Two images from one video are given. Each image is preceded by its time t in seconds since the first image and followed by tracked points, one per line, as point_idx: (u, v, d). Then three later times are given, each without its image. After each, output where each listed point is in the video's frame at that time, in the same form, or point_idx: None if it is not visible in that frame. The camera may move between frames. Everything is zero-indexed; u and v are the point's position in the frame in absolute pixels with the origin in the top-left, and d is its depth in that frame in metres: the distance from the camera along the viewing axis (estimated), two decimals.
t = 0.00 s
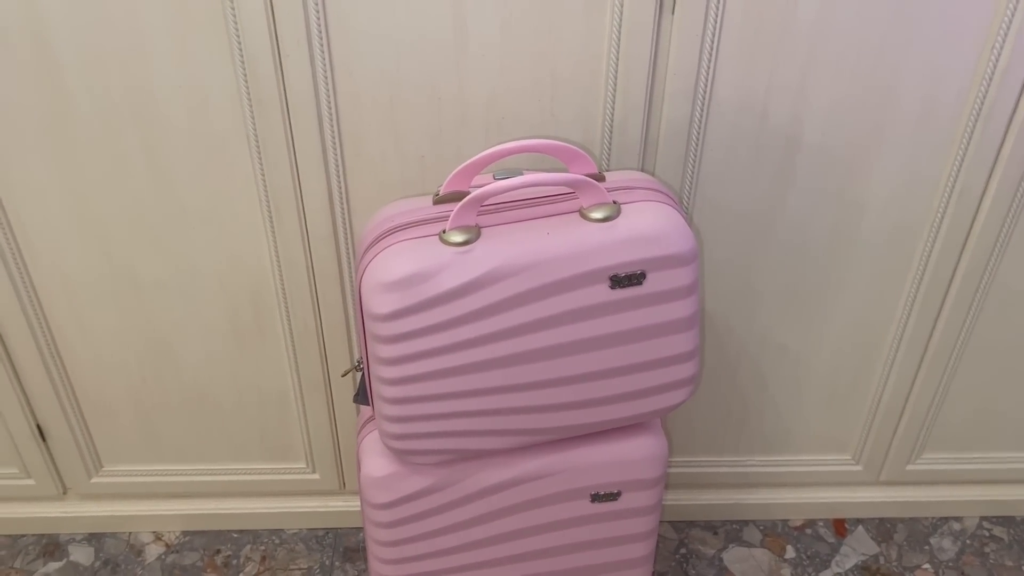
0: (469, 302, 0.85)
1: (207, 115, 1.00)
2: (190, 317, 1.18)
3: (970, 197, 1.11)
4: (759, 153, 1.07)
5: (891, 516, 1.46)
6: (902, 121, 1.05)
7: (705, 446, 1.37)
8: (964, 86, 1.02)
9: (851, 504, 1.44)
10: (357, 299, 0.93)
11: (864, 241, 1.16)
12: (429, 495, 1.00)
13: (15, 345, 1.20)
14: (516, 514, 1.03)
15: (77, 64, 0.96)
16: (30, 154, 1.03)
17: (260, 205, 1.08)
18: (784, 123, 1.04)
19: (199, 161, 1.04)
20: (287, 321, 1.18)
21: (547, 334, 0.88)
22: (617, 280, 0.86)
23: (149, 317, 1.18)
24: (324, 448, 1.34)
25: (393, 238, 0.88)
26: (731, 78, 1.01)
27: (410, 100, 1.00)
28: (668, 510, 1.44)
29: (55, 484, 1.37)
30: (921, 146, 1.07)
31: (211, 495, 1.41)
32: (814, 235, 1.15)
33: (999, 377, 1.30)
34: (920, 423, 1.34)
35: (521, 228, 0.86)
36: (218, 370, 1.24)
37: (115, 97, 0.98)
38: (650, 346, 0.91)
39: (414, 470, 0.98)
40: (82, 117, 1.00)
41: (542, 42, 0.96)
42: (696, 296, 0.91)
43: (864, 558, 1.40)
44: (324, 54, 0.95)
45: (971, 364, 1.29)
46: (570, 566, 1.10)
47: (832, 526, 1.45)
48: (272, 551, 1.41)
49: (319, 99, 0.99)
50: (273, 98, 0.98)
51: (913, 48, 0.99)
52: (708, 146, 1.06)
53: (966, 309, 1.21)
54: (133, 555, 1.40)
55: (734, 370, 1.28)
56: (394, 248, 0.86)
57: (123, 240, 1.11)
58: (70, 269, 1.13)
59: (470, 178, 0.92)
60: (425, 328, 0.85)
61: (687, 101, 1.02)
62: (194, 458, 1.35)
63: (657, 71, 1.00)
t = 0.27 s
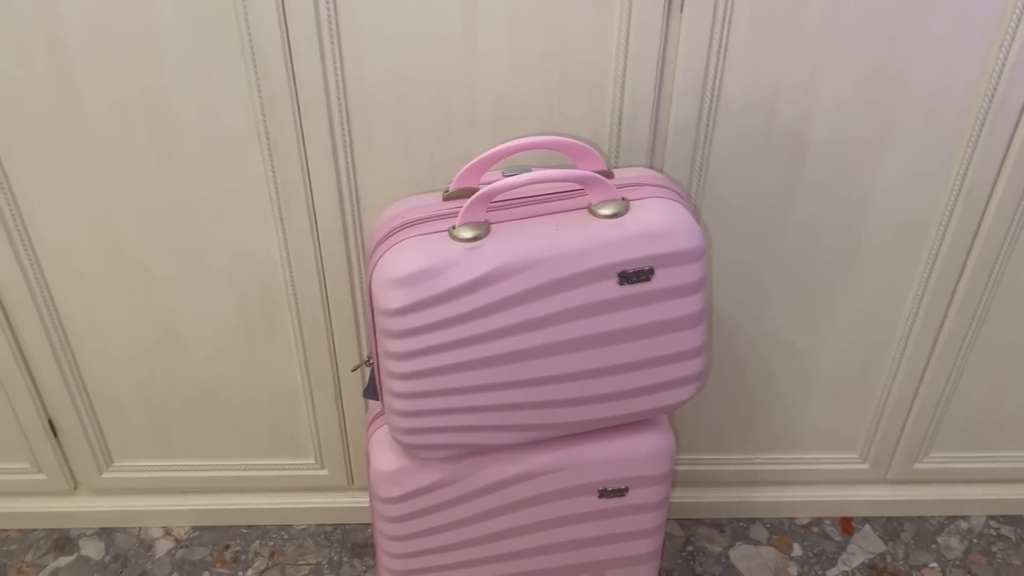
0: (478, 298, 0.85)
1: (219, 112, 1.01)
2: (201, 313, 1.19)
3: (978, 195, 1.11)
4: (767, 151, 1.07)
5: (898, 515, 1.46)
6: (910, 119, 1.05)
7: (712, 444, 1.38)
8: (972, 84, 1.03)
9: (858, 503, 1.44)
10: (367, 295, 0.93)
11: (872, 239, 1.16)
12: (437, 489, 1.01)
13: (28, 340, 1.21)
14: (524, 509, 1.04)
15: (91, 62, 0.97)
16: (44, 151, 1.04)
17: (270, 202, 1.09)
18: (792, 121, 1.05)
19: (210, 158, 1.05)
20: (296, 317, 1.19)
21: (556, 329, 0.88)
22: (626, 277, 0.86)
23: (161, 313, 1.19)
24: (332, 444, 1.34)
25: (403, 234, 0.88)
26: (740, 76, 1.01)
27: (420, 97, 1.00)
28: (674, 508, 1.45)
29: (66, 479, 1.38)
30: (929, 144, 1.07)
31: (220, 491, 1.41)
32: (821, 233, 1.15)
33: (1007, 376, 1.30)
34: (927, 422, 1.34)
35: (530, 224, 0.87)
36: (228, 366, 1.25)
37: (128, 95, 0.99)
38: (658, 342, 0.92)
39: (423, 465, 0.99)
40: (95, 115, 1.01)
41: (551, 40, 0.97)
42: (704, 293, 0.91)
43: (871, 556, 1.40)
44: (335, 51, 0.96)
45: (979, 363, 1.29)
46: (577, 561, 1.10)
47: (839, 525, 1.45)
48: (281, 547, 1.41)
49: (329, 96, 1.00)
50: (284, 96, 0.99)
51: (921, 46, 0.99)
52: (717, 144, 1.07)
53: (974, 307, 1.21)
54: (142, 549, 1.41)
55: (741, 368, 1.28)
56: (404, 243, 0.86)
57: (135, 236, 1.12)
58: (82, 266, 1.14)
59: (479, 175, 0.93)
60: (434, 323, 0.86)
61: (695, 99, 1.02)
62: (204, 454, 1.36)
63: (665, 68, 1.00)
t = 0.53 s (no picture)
0: (478, 295, 0.86)
1: (219, 109, 1.01)
2: (201, 311, 1.20)
3: (978, 194, 1.11)
4: (767, 149, 1.07)
5: (897, 515, 1.46)
6: (909, 118, 1.05)
7: (711, 443, 1.38)
8: (972, 82, 1.03)
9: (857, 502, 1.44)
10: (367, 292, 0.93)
11: (871, 238, 1.16)
12: (436, 487, 1.01)
13: (28, 337, 1.21)
14: (523, 507, 1.04)
15: (92, 58, 0.97)
16: (45, 148, 1.04)
17: (270, 199, 1.09)
18: (792, 120, 1.05)
19: (211, 155, 1.05)
20: (296, 314, 1.19)
21: (555, 327, 0.89)
22: (625, 275, 0.86)
23: (161, 310, 1.19)
24: (332, 442, 1.35)
25: (403, 232, 0.88)
26: (739, 75, 1.01)
27: (420, 95, 1.00)
28: (674, 507, 1.45)
29: (66, 476, 1.39)
30: (929, 142, 1.07)
31: (220, 488, 1.42)
32: (821, 232, 1.15)
33: (1006, 375, 1.30)
34: (926, 421, 1.34)
35: (529, 222, 0.87)
36: (228, 363, 1.25)
37: (129, 92, 1.00)
38: (657, 340, 0.92)
39: (422, 463, 0.99)
40: (96, 112, 1.01)
41: (551, 38, 0.97)
42: (703, 291, 0.91)
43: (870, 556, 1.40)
44: (335, 49, 0.96)
45: (979, 362, 1.29)
46: (576, 559, 1.10)
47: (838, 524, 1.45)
48: (281, 544, 1.42)
49: (330, 94, 1.00)
50: (284, 93, 0.99)
51: (922, 44, 0.99)
52: (716, 143, 1.07)
53: (974, 306, 1.21)
54: (142, 547, 1.41)
55: (741, 367, 1.28)
56: (404, 241, 0.86)
57: (136, 234, 1.12)
58: (83, 263, 1.15)
59: (478, 173, 0.93)
60: (434, 320, 0.86)
61: (695, 97, 1.02)
62: (204, 451, 1.36)
63: (665, 67, 1.00)
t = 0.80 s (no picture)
0: (464, 293, 0.85)
1: (205, 105, 1.00)
2: (189, 308, 1.18)
3: (972, 192, 1.10)
4: (759, 146, 1.06)
5: (891, 515, 1.45)
6: (903, 115, 1.04)
7: (704, 442, 1.37)
8: (967, 79, 1.01)
9: (851, 502, 1.44)
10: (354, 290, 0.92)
11: (865, 236, 1.15)
12: (425, 487, 1.00)
13: (14, 335, 1.20)
14: (512, 507, 1.03)
15: (75, 52, 0.96)
16: (29, 143, 1.03)
17: (257, 195, 1.08)
18: (785, 117, 1.04)
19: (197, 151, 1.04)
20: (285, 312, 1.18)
21: (544, 326, 0.88)
22: (613, 273, 0.86)
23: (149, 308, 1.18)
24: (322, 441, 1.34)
25: (390, 229, 0.88)
26: (732, 70, 1.00)
27: (408, 90, 0.99)
28: (667, 507, 1.44)
29: (54, 475, 1.37)
30: (923, 140, 1.06)
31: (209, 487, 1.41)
32: (814, 230, 1.14)
33: (1001, 375, 1.29)
34: (920, 421, 1.33)
35: (517, 220, 0.86)
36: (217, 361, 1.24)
37: (114, 87, 0.98)
38: (647, 339, 0.91)
39: (410, 462, 0.98)
40: (82, 107, 1.00)
41: (541, 33, 0.96)
42: (693, 289, 0.90)
43: (863, 556, 1.39)
44: (322, 44, 0.95)
45: (973, 361, 1.28)
46: (567, 560, 1.09)
47: (832, 524, 1.44)
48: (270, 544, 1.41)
49: (317, 89, 0.98)
50: (271, 88, 0.98)
51: (916, 41, 0.98)
52: (709, 139, 1.06)
53: (968, 305, 1.20)
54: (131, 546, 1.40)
55: (733, 365, 1.27)
56: (391, 238, 0.86)
57: (122, 230, 1.11)
58: (69, 260, 1.14)
59: (466, 170, 0.92)
60: (421, 318, 0.86)
61: (687, 93, 1.01)
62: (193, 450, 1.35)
63: (656, 62, 0.99)
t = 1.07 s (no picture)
0: (474, 294, 0.85)
1: (215, 105, 1.01)
2: (197, 307, 1.19)
3: (977, 193, 1.10)
4: (765, 147, 1.07)
5: (894, 514, 1.46)
6: (909, 116, 1.05)
7: (709, 442, 1.37)
8: (972, 81, 1.02)
9: (855, 501, 1.44)
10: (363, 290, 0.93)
11: (871, 237, 1.15)
12: (433, 486, 1.00)
13: (23, 333, 1.21)
14: (519, 506, 1.04)
15: (86, 52, 0.96)
16: (40, 143, 1.04)
17: (266, 195, 1.08)
18: (791, 118, 1.04)
19: (207, 151, 1.04)
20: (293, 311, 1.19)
21: (552, 326, 0.88)
22: (622, 273, 0.86)
23: (157, 307, 1.19)
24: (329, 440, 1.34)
25: (400, 229, 0.88)
26: (739, 72, 1.00)
27: (416, 91, 1.00)
28: (671, 506, 1.45)
29: (62, 473, 1.38)
30: (929, 141, 1.07)
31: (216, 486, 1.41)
32: (820, 230, 1.14)
33: (1005, 375, 1.30)
34: (924, 420, 1.34)
35: (526, 220, 0.87)
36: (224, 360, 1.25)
37: (125, 87, 0.99)
38: (654, 339, 0.91)
39: (418, 461, 0.99)
40: (93, 106, 1.01)
41: (549, 34, 0.96)
42: (701, 290, 0.91)
43: (867, 555, 1.40)
44: (331, 45, 0.95)
45: (977, 361, 1.28)
46: (573, 558, 1.10)
47: (836, 524, 1.45)
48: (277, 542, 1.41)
49: (327, 89, 0.99)
50: (281, 88, 0.98)
51: (922, 42, 0.99)
52: (715, 140, 1.06)
53: (973, 305, 1.21)
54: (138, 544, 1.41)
55: (739, 365, 1.28)
56: (400, 238, 0.86)
57: (131, 229, 1.11)
58: (79, 259, 1.14)
59: (475, 170, 0.93)
60: (431, 319, 0.86)
61: (694, 94, 1.02)
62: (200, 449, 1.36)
63: (664, 63, 1.00)
